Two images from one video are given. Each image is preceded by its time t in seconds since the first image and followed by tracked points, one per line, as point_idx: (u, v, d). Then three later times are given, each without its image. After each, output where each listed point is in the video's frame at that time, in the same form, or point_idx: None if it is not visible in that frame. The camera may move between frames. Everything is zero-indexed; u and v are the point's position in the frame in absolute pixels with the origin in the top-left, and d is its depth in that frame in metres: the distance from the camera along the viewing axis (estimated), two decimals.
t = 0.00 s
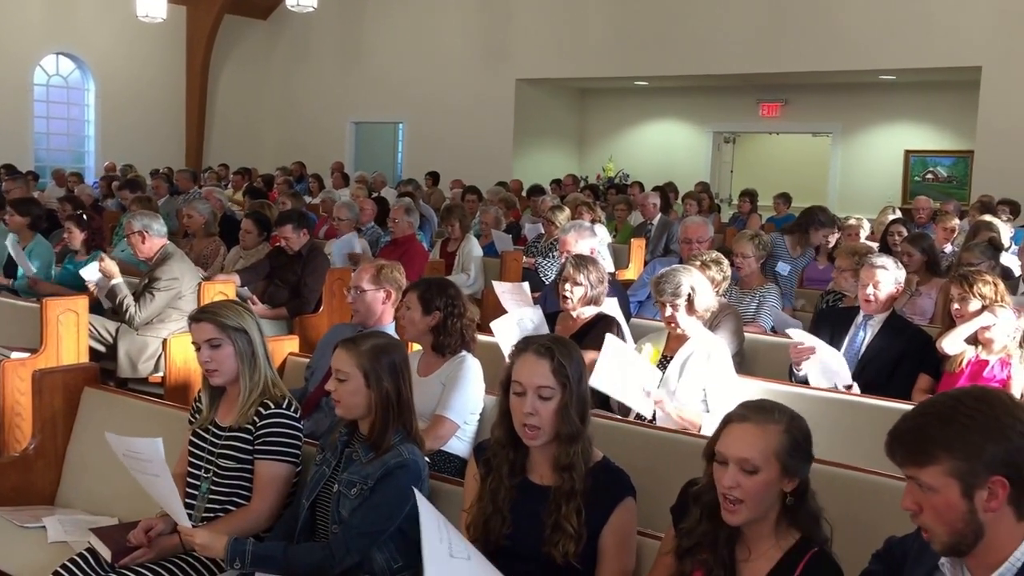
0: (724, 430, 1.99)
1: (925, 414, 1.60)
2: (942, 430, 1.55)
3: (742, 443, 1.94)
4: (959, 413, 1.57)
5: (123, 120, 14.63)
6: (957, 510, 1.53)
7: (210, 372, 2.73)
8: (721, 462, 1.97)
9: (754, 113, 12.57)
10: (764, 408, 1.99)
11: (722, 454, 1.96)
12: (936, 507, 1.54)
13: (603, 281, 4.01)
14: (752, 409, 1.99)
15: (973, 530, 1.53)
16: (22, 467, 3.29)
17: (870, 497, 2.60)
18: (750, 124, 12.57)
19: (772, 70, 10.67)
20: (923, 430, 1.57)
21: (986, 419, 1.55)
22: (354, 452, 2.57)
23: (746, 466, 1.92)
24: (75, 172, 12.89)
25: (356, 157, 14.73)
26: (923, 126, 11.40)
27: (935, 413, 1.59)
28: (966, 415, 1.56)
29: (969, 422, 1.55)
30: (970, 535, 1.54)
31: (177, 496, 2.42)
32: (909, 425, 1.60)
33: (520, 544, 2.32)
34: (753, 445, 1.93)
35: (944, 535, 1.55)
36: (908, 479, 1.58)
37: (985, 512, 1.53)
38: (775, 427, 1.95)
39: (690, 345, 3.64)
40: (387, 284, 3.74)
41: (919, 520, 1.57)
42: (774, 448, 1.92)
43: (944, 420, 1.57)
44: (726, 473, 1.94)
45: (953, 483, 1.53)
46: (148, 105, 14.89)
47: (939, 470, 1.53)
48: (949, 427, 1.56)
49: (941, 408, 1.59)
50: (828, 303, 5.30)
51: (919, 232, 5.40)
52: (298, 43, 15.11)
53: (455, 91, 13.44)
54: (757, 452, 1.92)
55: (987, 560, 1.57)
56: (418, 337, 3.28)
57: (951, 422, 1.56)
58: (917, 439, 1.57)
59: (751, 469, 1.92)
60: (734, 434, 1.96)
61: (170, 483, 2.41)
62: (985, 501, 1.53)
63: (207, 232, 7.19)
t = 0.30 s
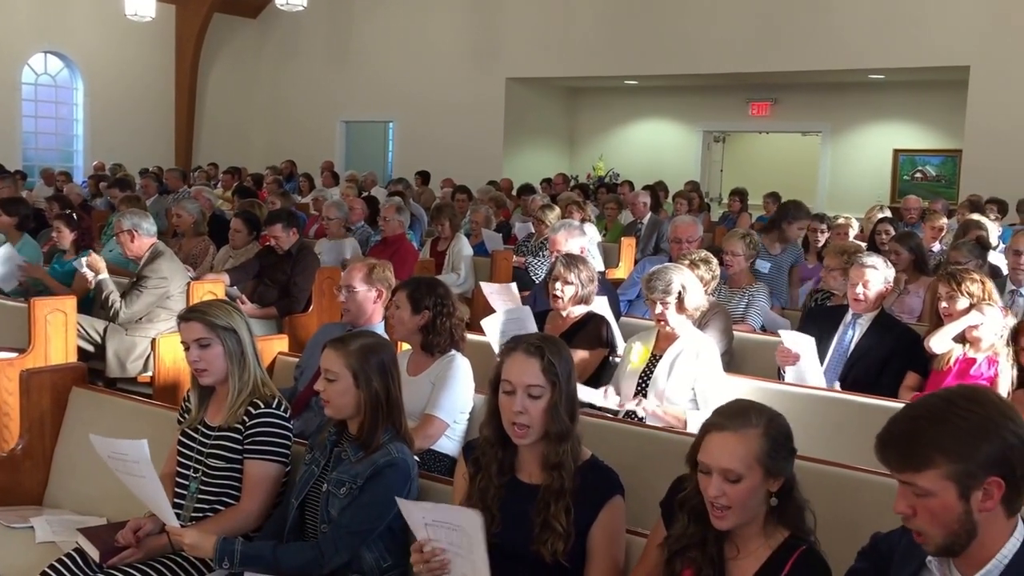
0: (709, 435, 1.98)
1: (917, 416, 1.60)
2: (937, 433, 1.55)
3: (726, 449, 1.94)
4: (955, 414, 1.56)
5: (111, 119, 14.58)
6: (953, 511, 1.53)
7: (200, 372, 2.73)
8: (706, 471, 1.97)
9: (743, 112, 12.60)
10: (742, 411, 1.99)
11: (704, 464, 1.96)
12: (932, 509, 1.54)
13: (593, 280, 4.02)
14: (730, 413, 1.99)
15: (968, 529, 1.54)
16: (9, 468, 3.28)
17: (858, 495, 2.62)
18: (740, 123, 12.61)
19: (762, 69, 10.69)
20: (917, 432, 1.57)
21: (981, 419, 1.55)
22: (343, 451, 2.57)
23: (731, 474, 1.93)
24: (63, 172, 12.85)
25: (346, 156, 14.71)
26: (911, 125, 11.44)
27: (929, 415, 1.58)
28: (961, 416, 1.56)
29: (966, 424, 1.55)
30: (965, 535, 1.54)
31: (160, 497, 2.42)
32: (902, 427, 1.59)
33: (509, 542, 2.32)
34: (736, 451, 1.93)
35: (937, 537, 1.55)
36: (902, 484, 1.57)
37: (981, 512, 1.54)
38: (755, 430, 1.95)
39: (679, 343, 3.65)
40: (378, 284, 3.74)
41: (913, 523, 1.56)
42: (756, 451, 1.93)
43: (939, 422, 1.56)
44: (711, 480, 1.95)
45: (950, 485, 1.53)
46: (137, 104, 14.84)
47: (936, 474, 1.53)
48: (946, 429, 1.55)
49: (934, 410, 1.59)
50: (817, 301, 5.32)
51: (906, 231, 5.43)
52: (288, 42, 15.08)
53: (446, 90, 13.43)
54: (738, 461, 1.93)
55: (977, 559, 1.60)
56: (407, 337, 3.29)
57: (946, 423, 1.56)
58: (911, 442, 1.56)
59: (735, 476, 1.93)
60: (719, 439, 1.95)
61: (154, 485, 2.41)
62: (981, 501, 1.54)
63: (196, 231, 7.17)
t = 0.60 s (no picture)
0: (692, 440, 1.98)
1: (905, 417, 1.59)
2: (926, 435, 1.55)
3: (707, 454, 1.94)
4: (944, 416, 1.56)
5: (100, 118, 14.53)
6: (944, 513, 1.54)
7: (189, 371, 2.72)
8: (690, 475, 1.97)
9: (733, 112, 12.63)
10: (724, 415, 1.98)
11: (686, 467, 1.97)
12: (922, 511, 1.55)
13: (583, 280, 4.02)
14: (711, 417, 1.99)
15: (957, 529, 1.55)
16: None
17: (845, 493, 2.64)
18: (729, 123, 12.64)
19: (750, 69, 10.71)
20: (906, 434, 1.57)
21: (970, 420, 1.56)
22: (332, 451, 2.57)
23: (710, 478, 1.93)
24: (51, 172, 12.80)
25: (336, 155, 14.69)
26: (900, 125, 11.49)
27: (917, 416, 1.58)
28: (949, 418, 1.56)
29: (955, 426, 1.55)
30: (955, 534, 1.55)
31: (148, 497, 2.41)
32: (889, 429, 1.59)
33: (497, 541, 2.32)
34: (717, 456, 1.93)
35: (928, 537, 1.55)
36: (891, 487, 1.57)
37: (971, 512, 1.55)
38: (735, 434, 1.95)
39: (667, 341, 3.66)
40: (369, 283, 3.74)
41: (903, 525, 1.57)
42: (736, 456, 1.93)
43: (929, 424, 1.56)
44: (693, 484, 1.96)
45: (941, 487, 1.53)
46: (125, 103, 14.79)
47: (927, 478, 1.53)
48: (935, 432, 1.55)
49: (921, 411, 1.59)
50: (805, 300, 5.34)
51: (895, 229, 5.45)
52: (277, 41, 15.05)
53: (436, 89, 13.42)
54: (719, 466, 1.93)
55: (963, 556, 1.61)
56: (396, 337, 3.28)
57: (935, 426, 1.56)
58: (900, 444, 1.56)
59: (715, 481, 1.93)
60: (701, 445, 1.95)
61: (141, 486, 2.40)
62: (971, 502, 1.55)
63: (185, 231, 7.15)
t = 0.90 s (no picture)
0: (671, 436, 1.99)
1: (895, 428, 1.59)
2: (920, 449, 1.54)
3: (684, 450, 1.95)
4: (935, 428, 1.56)
5: (87, 117, 14.48)
6: (931, 524, 1.55)
7: (177, 370, 2.71)
8: (668, 468, 1.98)
9: (722, 111, 12.66)
10: (706, 413, 1.99)
11: (666, 461, 1.98)
12: (911, 522, 1.56)
13: (572, 279, 4.03)
14: (695, 415, 2.00)
15: (942, 538, 1.57)
16: None
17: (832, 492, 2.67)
18: (718, 122, 12.67)
19: (739, 68, 10.74)
20: (897, 446, 1.56)
21: (960, 432, 1.55)
22: (320, 450, 2.57)
23: (681, 471, 1.94)
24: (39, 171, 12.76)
25: (326, 154, 14.66)
26: (888, 124, 11.52)
27: (908, 427, 1.57)
28: (944, 432, 1.55)
29: (946, 439, 1.54)
30: (939, 543, 1.57)
31: (137, 498, 2.41)
32: (880, 439, 1.58)
33: (484, 540, 2.33)
34: (694, 452, 1.94)
35: (912, 546, 1.57)
36: (879, 499, 1.58)
37: (957, 522, 1.56)
38: (715, 432, 1.95)
39: (656, 341, 3.67)
40: (357, 283, 3.74)
41: (888, 534, 1.58)
42: (713, 454, 1.93)
43: (918, 435, 1.56)
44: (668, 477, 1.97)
45: (930, 500, 1.54)
46: (114, 101, 14.74)
47: (918, 492, 1.53)
48: (925, 444, 1.55)
49: (911, 422, 1.58)
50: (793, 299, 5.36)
51: (885, 228, 5.46)
52: (266, 40, 15.02)
53: (426, 89, 13.40)
54: (695, 462, 1.93)
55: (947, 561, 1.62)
56: (384, 335, 3.28)
57: (927, 438, 1.55)
58: (890, 457, 1.55)
59: (687, 473, 1.94)
60: (681, 440, 1.96)
61: (129, 485, 2.40)
62: (958, 513, 1.55)
63: (174, 230, 7.13)
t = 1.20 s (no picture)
0: (658, 433, 2.00)
1: (871, 428, 1.60)
2: (895, 450, 1.55)
3: (668, 448, 1.95)
4: (910, 431, 1.56)
5: (75, 116, 14.41)
6: (910, 525, 1.56)
7: (166, 370, 2.70)
8: (653, 466, 1.99)
9: (712, 110, 12.68)
10: (691, 410, 2.00)
11: (651, 458, 1.99)
12: (889, 524, 1.57)
13: (561, 278, 4.04)
14: (678, 413, 2.01)
15: (922, 539, 1.57)
16: None
17: (817, 489, 2.69)
18: (708, 121, 12.69)
19: (728, 68, 10.76)
20: (871, 448, 1.57)
21: (934, 434, 1.56)
22: (309, 450, 2.56)
23: (667, 468, 1.95)
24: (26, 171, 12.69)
25: (315, 154, 14.64)
26: (877, 123, 11.56)
27: (883, 429, 1.58)
28: (918, 433, 1.56)
29: (919, 441, 1.55)
30: (919, 544, 1.58)
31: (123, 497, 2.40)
32: (855, 442, 1.59)
33: (473, 539, 2.33)
34: (679, 449, 1.94)
35: (892, 547, 1.58)
36: (858, 501, 1.58)
37: (935, 522, 1.57)
38: (697, 430, 1.96)
39: (645, 339, 3.68)
40: (346, 282, 3.74)
41: (868, 535, 1.59)
42: (698, 453, 1.93)
43: (894, 437, 1.56)
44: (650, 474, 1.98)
45: (907, 502, 1.55)
46: (102, 101, 14.68)
47: (894, 494, 1.54)
48: (901, 447, 1.55)
49: (887, 425, 1.59)
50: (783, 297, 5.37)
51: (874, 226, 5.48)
52: (255, 39, 14.98)
53: (415, 89, 13.39)
54: (678, 458, 1.94)
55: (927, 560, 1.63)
56: (373, 335, 3.28)
57: (902, 439, 1.56)
58: (866, 459, 1.56)
59: (672, 471, 1.95)
60: (665, 438, 1.97)
61: (115, 485, 2.39)
62: (936, 513, 1.56)
63: (162, 230, 7.11)
